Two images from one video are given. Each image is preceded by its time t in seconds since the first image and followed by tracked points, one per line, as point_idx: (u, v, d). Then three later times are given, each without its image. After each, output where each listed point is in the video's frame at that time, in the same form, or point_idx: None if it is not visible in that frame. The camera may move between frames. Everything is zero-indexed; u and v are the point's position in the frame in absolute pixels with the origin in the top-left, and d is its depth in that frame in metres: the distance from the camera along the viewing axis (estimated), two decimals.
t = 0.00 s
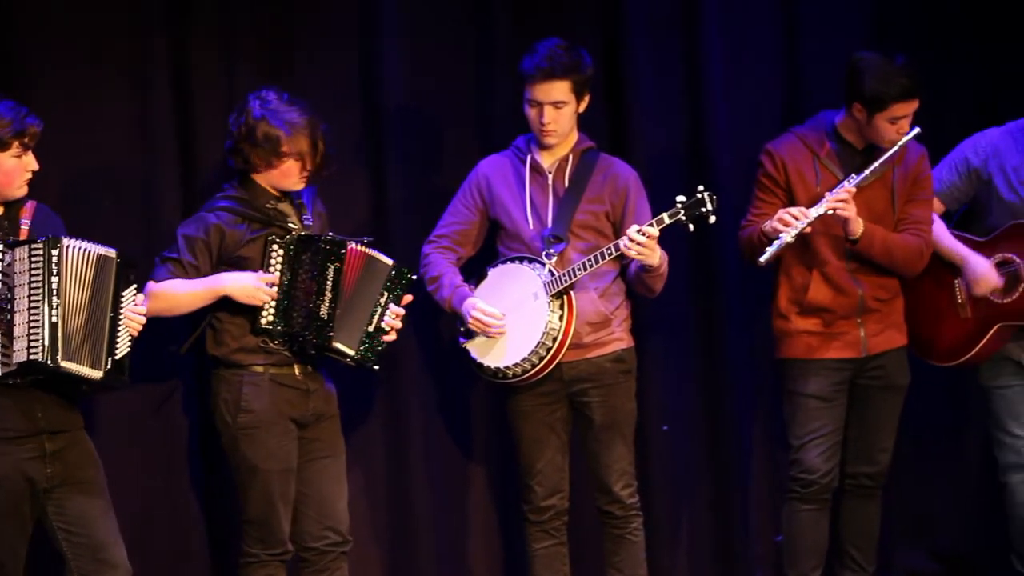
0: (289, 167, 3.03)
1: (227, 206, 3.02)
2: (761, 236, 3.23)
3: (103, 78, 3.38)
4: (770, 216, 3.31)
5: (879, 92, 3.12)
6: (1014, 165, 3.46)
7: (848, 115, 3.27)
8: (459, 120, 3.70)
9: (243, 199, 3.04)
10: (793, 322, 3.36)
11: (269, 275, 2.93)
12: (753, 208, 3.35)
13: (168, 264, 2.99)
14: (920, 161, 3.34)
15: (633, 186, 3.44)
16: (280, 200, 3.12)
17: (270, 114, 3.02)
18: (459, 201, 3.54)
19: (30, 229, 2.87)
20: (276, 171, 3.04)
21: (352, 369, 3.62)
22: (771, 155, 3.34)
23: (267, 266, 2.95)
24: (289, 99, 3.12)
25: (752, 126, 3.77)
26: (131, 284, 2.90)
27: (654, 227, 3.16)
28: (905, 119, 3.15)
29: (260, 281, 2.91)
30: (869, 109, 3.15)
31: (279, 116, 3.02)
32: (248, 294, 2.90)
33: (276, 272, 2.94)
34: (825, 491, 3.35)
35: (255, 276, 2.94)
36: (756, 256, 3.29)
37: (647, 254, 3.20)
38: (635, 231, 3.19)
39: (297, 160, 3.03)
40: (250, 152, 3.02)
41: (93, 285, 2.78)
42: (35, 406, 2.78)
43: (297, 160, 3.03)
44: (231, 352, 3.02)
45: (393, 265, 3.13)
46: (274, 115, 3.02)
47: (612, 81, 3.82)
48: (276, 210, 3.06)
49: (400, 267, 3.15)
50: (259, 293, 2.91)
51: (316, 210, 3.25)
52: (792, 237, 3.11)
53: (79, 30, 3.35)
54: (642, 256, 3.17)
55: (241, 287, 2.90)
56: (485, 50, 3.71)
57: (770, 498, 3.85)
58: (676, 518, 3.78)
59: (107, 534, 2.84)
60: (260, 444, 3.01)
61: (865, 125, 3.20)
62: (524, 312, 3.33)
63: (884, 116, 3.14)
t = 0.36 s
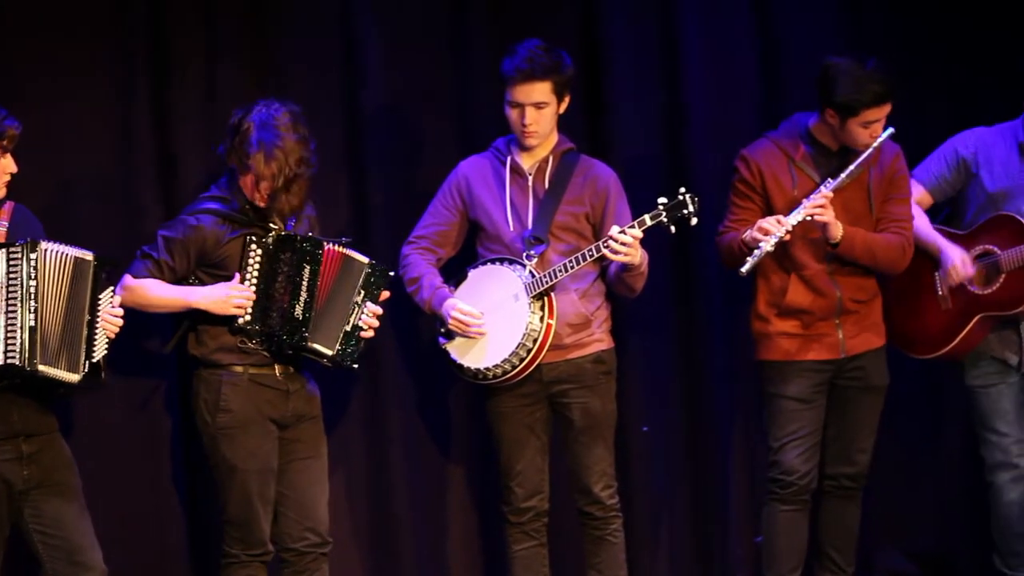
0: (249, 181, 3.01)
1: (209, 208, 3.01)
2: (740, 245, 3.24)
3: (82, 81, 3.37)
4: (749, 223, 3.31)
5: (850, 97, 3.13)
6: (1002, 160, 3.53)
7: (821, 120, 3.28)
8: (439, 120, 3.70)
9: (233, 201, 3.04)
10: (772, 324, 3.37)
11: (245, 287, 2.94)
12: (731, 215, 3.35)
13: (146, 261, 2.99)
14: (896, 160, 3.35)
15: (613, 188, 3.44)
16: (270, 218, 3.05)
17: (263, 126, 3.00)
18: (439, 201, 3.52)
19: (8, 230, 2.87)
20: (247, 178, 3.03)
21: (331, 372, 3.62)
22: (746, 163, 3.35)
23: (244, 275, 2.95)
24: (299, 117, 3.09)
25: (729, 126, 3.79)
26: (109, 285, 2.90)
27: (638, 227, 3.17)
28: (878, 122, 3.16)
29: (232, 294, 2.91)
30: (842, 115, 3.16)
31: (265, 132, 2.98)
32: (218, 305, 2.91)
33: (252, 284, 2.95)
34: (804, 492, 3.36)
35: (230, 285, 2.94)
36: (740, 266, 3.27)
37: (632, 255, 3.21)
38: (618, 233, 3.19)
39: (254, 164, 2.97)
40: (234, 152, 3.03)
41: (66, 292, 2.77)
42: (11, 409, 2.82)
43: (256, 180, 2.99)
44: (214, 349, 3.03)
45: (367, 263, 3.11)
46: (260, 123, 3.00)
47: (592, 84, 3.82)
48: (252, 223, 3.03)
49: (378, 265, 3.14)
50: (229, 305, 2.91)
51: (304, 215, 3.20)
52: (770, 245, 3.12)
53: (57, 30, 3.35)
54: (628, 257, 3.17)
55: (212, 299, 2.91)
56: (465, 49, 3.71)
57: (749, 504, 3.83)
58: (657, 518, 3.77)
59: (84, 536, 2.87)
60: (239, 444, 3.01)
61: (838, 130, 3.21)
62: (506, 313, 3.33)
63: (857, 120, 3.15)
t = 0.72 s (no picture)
0: (272, 155, 3.01)
1: (215, 201, 3.01)
2: (718, 241, 3.23)
3: (63, 79, 3.36)
4: (725, 221, 3.32)
5: (829, 91, 3.13)
6: (982, 163, 3.54)
7: (799, 117, 3.28)
8: (419, 121, 3.70)
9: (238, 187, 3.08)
10: (752, 326, 3.37)
11: (241, 289, 2.90)
12: (709, 215, 3.35)
13: (146, 253, 2.98)
14: (874, 158, 3.35)
15: (594, 190, 3.43)
16: (271, 201, 3.13)
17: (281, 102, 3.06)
18: (420, 202, 3.49)
19: None
20: (262, 157, 3.02)
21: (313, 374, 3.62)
22: (724, 161, 3.34)
23: (242, 273, 2.92)
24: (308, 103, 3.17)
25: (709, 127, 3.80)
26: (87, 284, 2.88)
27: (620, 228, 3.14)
28: (855, 118, 3.16)
29: (226, 296, 2.87)
30: (820, 109, 3.16)
31: (287, 105, 3.05)
32: (211, 308, 2.88)
33: (249, 282, 2.91)
34: (786, 494, 3.35)
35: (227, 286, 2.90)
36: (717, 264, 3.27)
37: (613, 256, 3.18)
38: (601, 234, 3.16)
39: (283, 148, 3.01)
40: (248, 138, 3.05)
41: (42, 295, 2.77)
42: None
43: (283, 149, 3.01)
44: (208, 347, 3.02)
45: (372, 279, 3.10)
46: (285, 109, 3.05)
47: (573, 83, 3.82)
48: (260, 208, 3.09)
49: (380, 281, 3.12)
50: (222, 307, 2.88)
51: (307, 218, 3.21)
52: (749, 238, 3.11)
53: (37, 30, 3.34)
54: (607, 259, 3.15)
55: (206, 301, 2.88)
56: (446, 48, 3.70)
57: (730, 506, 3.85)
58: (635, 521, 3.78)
59: (60, 537, 2.87)
60: (227, 443, 3.00)
61: (815, 124, 3.21)
62: (486, 314, 3.29)
63: (834, 114, 3.14)
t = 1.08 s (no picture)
0: (257, 134, 3.12)
1: (208, 201, 3.04)
2: (701, 239, 3.23)
3: (47, 78, 3.35)
4: (708, 219, 3.32)
5: (813, 89, 3.14)
6: (961, 164, 3.56)
7: (782, 117, 3.30)
8: (403, 124, 3.69)
9: (227, 184, 3.12)
10: (732, 325, 3.38)
11: (234, 282, 2.93)
12: (690, 213, 3.36)
13: (140, 254, 2.99)
14: (854, 162, 3.38)
15: (575, 191, 3.43)
16: (262, 197, 3.17)
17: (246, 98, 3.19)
18: (401, 202, 3.48)
19: None
20: (247, 142, 3.13)
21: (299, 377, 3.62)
22: (707, 160, 3.35)
23: (233, 270, 2.95)
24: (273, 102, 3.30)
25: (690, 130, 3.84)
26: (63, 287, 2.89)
27: (604, 234, 3.15)
28: (839, 119, 3.17)
29: (217, 291, 2.90)
30: (804, 109, 3.17)
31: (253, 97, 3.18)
32: (203, 303, 2.90)
33: (241, 277, 2.95)
34: (766, 496, 3.36)
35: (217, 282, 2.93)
36: (698, 263, 3.27)
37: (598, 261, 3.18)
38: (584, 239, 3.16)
39: (269, 121, 3.13)
40: (231, 129, 3.15)
41: (16, 300, 2.77)
42: None
43: (266, 125, 3.13)
44: (201, 347, 3.02)
45: (361, 268, 3.06)
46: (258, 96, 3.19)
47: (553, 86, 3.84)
48: (253, 202, 3.12)
49: (370, 272, 3.08)
50: (214, 303, 2.90)
51: (303, 222, 3.21)
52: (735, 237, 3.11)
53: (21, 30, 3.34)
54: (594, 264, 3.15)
55: (198, 298, 2.91)
56: (429, 51, 3.71)
57: (710, 507, 3.87)
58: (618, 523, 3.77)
59: (37, 538, 2.88)
60: (224, 439, 2.97)
61: (800, 126, 3.22)
62: (466, 315, 3.29)
63: (819, 116, 3.16)
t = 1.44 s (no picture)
0: (233, 133, 3.10)
1: (184, 204, 3.04)
2: (680, 236, 3.23)
3: (29, 79, 3.32)
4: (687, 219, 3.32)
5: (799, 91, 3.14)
6: (940, 167, 3.57)
7: (764, 118, 3.31)
8: (382, 125, 3.70)
9: (205, 187, 3.12)
10: (710, 326, 3.37)
11: (209, 285, 2.91)
12: (670, 213, 3.35)
13: (118, 257, 3.00)
14: (835, 164, 3.39)
15: (553, 191, 3.44)
16: (240, 197, 3.16)
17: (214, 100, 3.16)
18: (377, 206, 3.45)
19: None
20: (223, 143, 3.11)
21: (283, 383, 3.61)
22: (688, 159, 3.36)
23: (210, 270, 2.93)
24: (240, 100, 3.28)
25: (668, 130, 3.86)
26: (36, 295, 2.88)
27: (590, 233, 3.16)
28: (821, 120, 3.17)
29: (189, 290, 2.89)
30: (786, 110, 3.17)
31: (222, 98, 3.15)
32: (176, 303, 2.89)
33: (217, 278, 2.93)
34: (744, 496, 3.36)
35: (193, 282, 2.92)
36: (677, 261, 3.27)
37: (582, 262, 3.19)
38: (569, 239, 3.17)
39: (244, 121, 3.11)
40: (205, 133, 3.13)
41: None
42: None
43: (240, 124, 3.11)
44: (180, 347, 3.03)
45: (337, 264, 3.05)
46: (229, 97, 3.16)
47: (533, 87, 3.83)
48: (230, 203, 3.11)
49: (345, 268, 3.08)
50: (187, 302, 2.89)
51: (281, 221, 3.20)
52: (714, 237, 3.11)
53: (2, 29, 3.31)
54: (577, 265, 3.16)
55: (172, 298, 2.90)
56: (409, 51, 3.70)
57: (690, 506, 3.89)
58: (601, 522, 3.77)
59: (16, 542, 2.88)
60: (206, 437, 2.98)
61: (781, 126, 3.22)
62: (450, 319, 3.28)
63: (801, 117, 3.16)
